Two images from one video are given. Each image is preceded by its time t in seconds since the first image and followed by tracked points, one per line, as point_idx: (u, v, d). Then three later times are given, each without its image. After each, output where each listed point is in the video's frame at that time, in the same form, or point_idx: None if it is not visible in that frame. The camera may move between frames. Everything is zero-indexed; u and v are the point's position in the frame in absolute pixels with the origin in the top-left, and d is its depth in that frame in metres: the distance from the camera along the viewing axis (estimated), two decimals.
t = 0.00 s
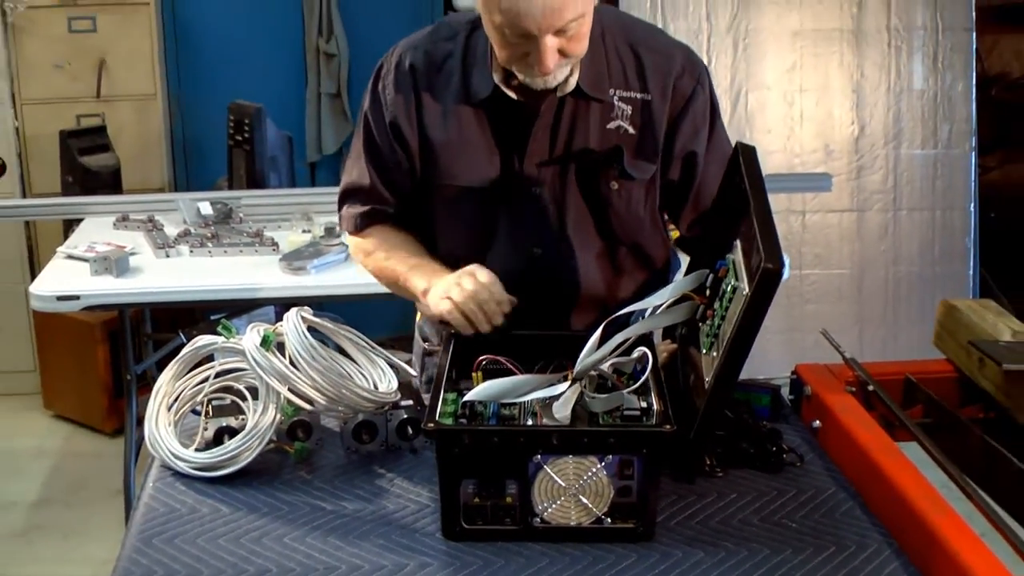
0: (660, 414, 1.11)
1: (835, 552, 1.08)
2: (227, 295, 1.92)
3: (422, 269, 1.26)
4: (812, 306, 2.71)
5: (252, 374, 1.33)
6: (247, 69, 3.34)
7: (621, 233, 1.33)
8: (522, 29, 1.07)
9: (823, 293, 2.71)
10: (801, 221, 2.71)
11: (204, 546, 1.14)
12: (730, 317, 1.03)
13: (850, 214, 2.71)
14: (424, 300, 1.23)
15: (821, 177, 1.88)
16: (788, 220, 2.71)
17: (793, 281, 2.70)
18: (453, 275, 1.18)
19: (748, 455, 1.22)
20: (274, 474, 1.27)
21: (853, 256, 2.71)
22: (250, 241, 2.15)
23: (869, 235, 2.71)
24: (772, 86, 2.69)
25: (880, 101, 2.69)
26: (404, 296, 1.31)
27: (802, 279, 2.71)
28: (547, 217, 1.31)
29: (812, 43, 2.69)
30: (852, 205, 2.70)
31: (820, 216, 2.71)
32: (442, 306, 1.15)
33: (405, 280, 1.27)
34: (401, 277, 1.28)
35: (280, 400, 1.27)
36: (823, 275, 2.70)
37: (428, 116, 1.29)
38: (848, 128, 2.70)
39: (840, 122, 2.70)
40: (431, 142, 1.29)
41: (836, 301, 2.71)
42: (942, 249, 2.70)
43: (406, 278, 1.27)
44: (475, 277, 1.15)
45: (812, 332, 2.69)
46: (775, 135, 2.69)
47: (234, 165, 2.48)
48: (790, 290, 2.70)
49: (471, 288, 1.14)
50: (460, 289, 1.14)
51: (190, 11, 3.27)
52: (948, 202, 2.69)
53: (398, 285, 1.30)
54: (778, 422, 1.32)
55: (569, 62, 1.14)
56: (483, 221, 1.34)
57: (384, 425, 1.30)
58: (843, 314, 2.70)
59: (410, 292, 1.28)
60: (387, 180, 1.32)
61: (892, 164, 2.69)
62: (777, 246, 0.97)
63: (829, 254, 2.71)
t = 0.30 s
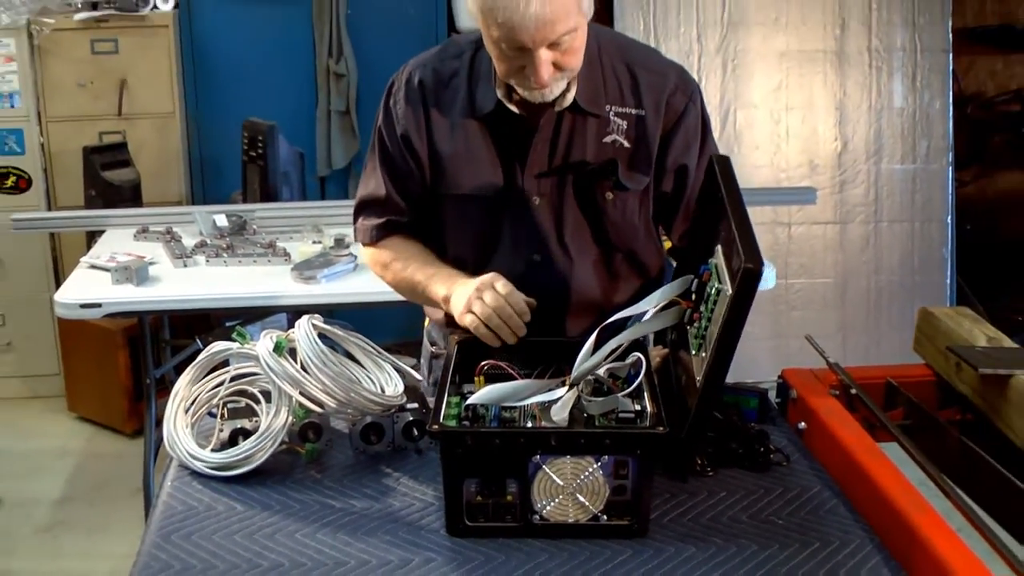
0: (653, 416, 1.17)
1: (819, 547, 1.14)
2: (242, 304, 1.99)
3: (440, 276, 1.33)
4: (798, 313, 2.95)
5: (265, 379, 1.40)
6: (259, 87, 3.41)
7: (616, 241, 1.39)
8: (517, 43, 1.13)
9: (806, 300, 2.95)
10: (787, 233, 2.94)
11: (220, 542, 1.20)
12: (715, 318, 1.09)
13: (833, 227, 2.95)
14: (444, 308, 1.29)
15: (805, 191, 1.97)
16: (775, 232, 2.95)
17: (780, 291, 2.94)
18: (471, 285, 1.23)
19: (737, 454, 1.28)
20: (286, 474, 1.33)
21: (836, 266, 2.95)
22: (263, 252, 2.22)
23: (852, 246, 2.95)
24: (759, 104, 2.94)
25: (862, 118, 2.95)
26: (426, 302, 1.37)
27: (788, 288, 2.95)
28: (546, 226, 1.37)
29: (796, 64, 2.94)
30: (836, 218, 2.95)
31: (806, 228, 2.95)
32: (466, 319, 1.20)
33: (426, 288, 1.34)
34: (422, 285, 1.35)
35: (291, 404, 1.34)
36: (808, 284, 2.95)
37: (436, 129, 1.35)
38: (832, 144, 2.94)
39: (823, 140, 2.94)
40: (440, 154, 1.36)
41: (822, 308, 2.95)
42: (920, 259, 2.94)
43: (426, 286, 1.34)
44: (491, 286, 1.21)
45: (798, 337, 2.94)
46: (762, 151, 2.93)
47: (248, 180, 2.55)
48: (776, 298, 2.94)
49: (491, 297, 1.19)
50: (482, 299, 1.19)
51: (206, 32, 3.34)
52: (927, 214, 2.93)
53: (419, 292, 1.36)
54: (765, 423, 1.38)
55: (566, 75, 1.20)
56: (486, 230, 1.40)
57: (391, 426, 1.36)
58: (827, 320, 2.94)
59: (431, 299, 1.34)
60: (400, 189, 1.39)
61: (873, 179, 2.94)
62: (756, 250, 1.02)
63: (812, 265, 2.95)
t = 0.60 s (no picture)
0: (647, 414, 1.23)
1: (805, 539, 1.20)
2: (255, 307, 2.06)
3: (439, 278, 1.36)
4: (785, 316, 3.12)
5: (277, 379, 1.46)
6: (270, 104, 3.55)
7: (613, 246, 1.45)
8: (520, 53, 1.19)
9: (792, 303, 3.12)
10: (775, 240, 3.13)
11: (234, 535, 1.26)
12: (705, 314, 1.14)
13: (818, 235, 3.12)
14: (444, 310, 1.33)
15: (785, 202, 2.26)
16: (764, 239, 3.13)
17: (768, 295, 3.12)
18: (468, 291, 1.28)
19: (728, 451, 1.34)
20: (296, 470, 1.39)
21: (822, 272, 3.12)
22: (275, 258, 2.28)
23: (837, 252, 3.12)
24: (747, 117, 3.12)
25: (845, 130, 3.13)
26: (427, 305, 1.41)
27: (776, 292, 3.12)
28: (545, 229, 1.43)
29: (784, 79, 3.12)
30: (821, 225, 3.12)
31: (793, 235, 3.13)
32: (464, 324, 1.25)
33: (427, 291, 1.38)
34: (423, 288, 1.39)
35: (301, 403, 1.40)
36: (796, 289, 3.12)
37: (442, 137, 1.42)
38: (817, 156, 3.13)
39: (808, 151, 3.12)
40: (445, 161, 1.42)
41: (809, 310, 3.12)
42: (901, 264, 3.12)
43: (428, 288, 1.38)
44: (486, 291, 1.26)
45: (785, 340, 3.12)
46: (750, 162, 3.11)
47: (261, 191, 2.64)
48: (765, 302, 3.12)
49: (485, 305, 1.24)
50: (477, 305, 1.25)
51: (221, 45, 3.48)
52: (907, 222, 3.11)
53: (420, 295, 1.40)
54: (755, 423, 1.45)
55: (566, 86, 1.26)
56: (488, 235, 1.46)
57: (397, 425, 1.43)
58: (813, 321, 3.11)
59: (433, 302, 1.38)
60: (409, 195, 1.45)
61: (855, 189, 3.12)
62: (743, 246, 1.08)
63: (799, 271, 3.12)
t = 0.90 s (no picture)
0: (641, 410, 1.28)
1: (792, 529, 1.26)
2: (268, 309, 2.13)
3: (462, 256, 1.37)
4: (771, 316, 3.37)
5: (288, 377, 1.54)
6: (279, 113, 3.67)
7: (608, 246, 1.51)
8: (517, 59, 1.25)
9: (778, 304, 3.37)
10: (762, 245, 3.36)
11: (249, 525, 1.32)
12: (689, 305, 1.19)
13: (803, 240, 3.37)
14: (476, 286, 1.33)
15: (776, 209, 2.40)
16: (752, 243, 3.36)
17: (757, 296, 3.36)
18: (504, 258, 1.27)
19: (718, 446, 1.41)
20: (307, 464, 1.45)
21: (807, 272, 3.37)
22: (286, 262, 2.36)
23: (821, 255, 3.37)
24: (737, 127, 3.34)
25: (831, 140, 3.36)
26: (446, 292, 1.41)
27: (763, 295, 3.37)
28: (544, 229, 1.49)
29: (772, 91, 3.34)
30: (806, 231, 3.37)
31: (780, 238, 3.36)
32: (509, 294, 1.24)
33: (446, 273, 1.38)
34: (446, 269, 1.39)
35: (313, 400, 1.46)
36: (781, 292, 3.37)
37: (448, 139, 1.47)
38: (802, 165, 3.36)
39: (794, 161, 3.36)
40: (451, 163, 1.48)
41: (794, 312, 3.36)
42: (882, 267, 3.37)
43: (447, 271, 1.38)
44: (520, 254, 1.24)
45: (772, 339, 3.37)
46: (739, 169, 3.34)
47: (273, 197, 2.70)
48: (754, 303, 3.36)
49: (528, 268, 1.22)
50: (519, 272, 1.23)
51: (233, 59, 3.60)
52: (888, 227, 3.37)
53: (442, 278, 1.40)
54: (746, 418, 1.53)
55: (561, 94, 1.33)
56: (490, 236, 1.52)
57: (403, 421, 1.48)
58: (799, 319, 3.36)
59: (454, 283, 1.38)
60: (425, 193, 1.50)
61: (840, 196, 3.36)
62: (720, 236, 1.12)
63: (786, 272, 3.37)
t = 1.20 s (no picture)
0: (636, 408, 1.34)
1: (781, 521, 1.32)
2: (279, 311, 2.20)
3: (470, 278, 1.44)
4: (759, 317, 3.62)
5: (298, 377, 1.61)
6: (289, 127, 3.76)
7: (609, 249, 1.57)
8: (526, 72, 1.31)
9: (767, 305, 3.62)
10: (751, 250, 3.62)
11: (261, 518, 1.38)
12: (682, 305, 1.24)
13: (789, 245, 3.63)
14: (480, 303, 1.40)
15: (766, 216, 2.62)
16: (742, 248, 3.62)
17: (747, 298, 3.62)
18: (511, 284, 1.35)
19: (710, 442, 1.48)
20: (317, 461, 1.52)
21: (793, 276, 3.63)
22: (298, 267, 2.42)
23: (807, 259, 3.63)
24: (727, 137, 3.60)
25: (816, 150, 3.63)
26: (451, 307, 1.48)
27: (752, 297, 3.63)
28: (548, 235, 1.56)
29: (760, 103, 3.60)
30: (791, 236, 3.62)
31: (767, 244, 3.62)
32: (511, 308, 1.32)
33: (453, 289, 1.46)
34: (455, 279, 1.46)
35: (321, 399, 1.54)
36: (767, 295, 3.62)
37: (454, 149, 1.53)
38: (790, 174, 3.62)
39: (782, 170, 3.62)
40: (457, 173, 1.54)
41: (782, 313, 3.62)
42: (866, 272, 3.63)
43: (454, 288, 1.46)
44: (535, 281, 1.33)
45: (762, 339, 3.62)
46: (730, 178, 3.60)
47: (283, 205, 2.77)
48: (744, 304, 3.62)
49: (537, 292, 1.31)
50: (528, 293, 1.31)
51: (247, 72, 3.68)
52: (871, 233, 3.63)
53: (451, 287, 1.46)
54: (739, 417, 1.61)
55: (565, 105, 1.38)
56: (496, 242, 1.58)
57: (408, 419, 1.55)
58: (787, 319, 3.62)
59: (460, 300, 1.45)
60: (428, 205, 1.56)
61: (826, 204, 3.63)
62: (712, 240, 1.17)
63: (775, 276, 3.62)
